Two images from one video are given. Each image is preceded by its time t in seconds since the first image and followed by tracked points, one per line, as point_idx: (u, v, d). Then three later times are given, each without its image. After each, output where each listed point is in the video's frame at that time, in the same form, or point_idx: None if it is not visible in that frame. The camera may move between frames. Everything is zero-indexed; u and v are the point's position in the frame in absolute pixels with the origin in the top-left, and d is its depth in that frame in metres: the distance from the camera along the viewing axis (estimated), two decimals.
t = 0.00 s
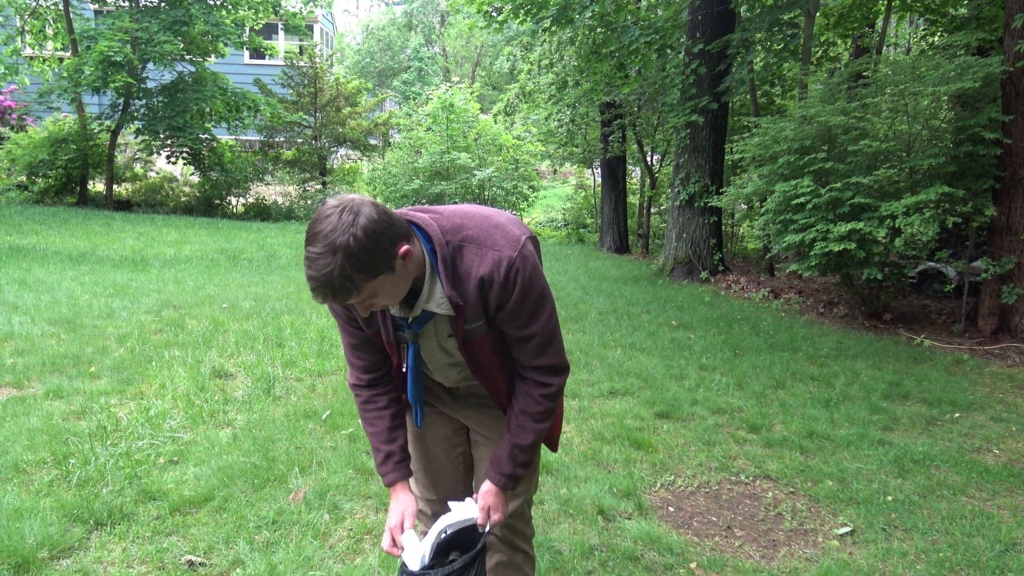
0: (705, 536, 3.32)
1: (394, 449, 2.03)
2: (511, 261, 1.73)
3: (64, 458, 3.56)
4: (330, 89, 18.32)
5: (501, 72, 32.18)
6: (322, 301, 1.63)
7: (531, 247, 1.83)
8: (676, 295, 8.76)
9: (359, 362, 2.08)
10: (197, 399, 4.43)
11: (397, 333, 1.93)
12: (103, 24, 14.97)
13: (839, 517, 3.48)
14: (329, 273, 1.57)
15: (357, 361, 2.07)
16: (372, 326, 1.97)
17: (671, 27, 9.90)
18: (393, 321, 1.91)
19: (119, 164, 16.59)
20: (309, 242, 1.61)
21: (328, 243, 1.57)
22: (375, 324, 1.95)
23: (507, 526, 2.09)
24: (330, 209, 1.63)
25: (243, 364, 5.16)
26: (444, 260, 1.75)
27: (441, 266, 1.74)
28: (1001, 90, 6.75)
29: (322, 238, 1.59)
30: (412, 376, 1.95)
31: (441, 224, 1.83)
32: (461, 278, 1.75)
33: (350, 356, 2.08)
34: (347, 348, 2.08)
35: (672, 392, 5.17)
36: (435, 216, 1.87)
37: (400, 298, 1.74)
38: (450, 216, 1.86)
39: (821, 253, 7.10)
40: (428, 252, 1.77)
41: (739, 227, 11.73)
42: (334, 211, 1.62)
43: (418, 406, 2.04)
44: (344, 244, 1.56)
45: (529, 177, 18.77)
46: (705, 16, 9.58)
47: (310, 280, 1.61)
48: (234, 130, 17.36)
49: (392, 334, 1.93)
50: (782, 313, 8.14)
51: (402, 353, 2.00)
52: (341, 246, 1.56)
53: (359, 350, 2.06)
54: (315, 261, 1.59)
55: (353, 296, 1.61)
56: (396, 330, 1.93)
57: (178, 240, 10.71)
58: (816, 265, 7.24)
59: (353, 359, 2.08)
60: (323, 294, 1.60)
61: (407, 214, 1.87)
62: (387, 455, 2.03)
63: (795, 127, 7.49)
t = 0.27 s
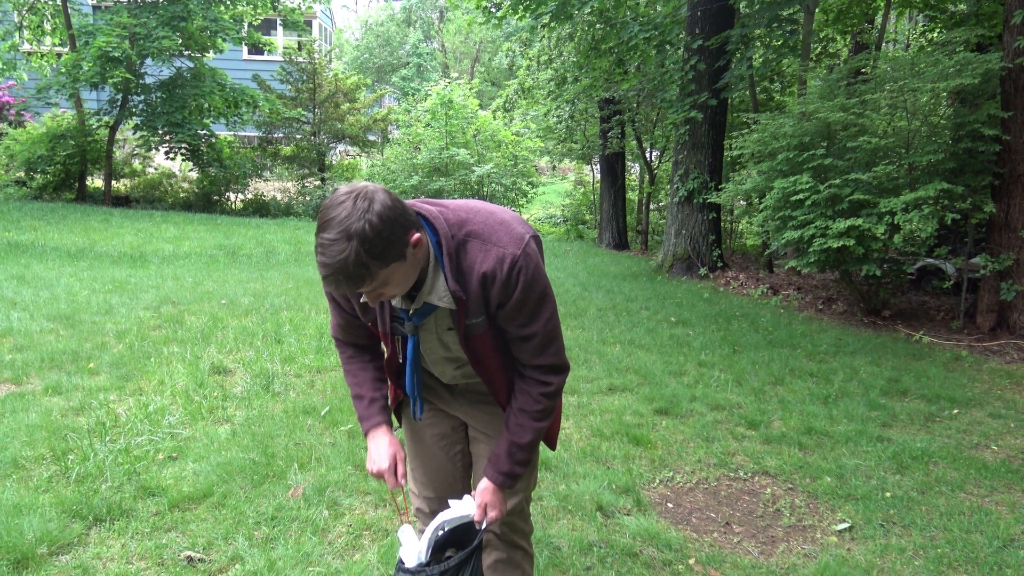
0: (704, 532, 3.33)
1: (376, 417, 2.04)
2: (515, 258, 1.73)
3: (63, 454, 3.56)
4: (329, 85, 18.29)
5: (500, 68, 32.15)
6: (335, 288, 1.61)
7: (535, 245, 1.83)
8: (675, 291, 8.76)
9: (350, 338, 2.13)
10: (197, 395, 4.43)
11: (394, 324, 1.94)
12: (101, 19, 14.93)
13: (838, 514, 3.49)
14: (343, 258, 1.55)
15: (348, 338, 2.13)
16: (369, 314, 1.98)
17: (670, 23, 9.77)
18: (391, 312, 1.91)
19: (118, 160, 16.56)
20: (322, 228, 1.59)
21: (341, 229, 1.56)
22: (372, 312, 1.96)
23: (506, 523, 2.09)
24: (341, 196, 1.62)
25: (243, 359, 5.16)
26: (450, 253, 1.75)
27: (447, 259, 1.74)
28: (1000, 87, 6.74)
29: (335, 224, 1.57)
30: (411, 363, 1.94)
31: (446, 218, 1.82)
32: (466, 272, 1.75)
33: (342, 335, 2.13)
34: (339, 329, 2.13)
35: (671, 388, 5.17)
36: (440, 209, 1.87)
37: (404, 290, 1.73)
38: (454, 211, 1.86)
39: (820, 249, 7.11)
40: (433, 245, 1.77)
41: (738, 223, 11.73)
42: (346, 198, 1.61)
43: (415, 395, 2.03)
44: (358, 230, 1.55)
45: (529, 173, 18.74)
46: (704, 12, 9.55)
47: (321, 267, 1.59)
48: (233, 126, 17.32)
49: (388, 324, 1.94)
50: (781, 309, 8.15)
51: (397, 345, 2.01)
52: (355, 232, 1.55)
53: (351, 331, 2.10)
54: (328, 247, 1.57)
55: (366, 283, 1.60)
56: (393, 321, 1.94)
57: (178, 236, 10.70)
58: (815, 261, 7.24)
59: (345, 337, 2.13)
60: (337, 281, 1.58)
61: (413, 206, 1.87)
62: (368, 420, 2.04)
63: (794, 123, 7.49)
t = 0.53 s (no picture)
0: (705, 529, 3.33)
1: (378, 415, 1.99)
2: (519, 253, 1.73)
3: (65, 451, 3.57)
4: (330, 82, 18.29)
5: (501, 65, 32.13)
6: (349, 277, 1.59)
7: (537, 241, 1.83)
8: (676, 288, 8.75)
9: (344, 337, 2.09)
10: (198, 392, 4.44)
11: (395, 319, 1.93)
12: (102, 16, 14.90)
13: (839, 510, 3.49)
14: (359, 246, 1.54)
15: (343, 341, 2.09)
16: (370, 310, 1.96)
17: (671, 20, 9.72)
18: (392, 307, 1.90)
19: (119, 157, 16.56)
20: (334, 217, 1.58)
21: (354, 217, 1.55)
22: (372, 307, 1.95)
23: (505, 519, 2.09)
24: (352, 186, 1.62)
25: (244, 356, 5.17)
26: (455, 246, 1.75)
27: (453, 252, 1.73)
28: (1002, 83, 6.74)
29: (348, 213, 1.56)
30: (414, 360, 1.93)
31: (450, 212, 1.82)
32: (471, 266, 1.74)
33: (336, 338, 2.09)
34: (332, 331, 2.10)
35: (672, 385, 5.17)
36: (444, 204, 1.86)
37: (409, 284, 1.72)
38: (458, 206, 1.86)
39: (821, 246, 7.09)
40: (438, 239, 1.77)
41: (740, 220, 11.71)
42: (358, 187, 1.60)
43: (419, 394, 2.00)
44: (372, 218, 1.55)
45: (530, 170, 18.72)
46: (706, 8, 9.52)
47: (334, 256, 1.58)
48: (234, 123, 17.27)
49: (389, 318, 1.93)
50: (782, 306, 8.14)
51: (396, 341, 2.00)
52: (369, 220, 1.54)
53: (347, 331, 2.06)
54: (342, 236, 1.56)
55: (381, 271, 1.58)
56: (393, 317, 1.93)
57: (179, 232, 10.70)
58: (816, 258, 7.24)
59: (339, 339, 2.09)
60: (352, 269, 1.56)
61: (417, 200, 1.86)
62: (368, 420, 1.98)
63: (795, 120, 7.47)
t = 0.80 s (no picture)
0: (705, 528, 3.33)
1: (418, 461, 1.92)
2: (521, 254, 1.74)
3: (64, 450, 3.57)
4: (330, 81, 18.28)
5: (501, 64, 32.16)
6: (353, 293, 1.56)
7: (537, 242, 1.84)
8: (676, 287, 8.75)
9: (368, 373, 2.00)
10: (198, 391, 4.44)
11: (408, 333, 1.90)
12: (102, 15, 14.89)
13: (838, 510, 3.49)
14: (364, 261, 1.51)
15: (366, 372, 2.00)
16: (384, 328, 1.91)
17: (671, 19, 9.70)
18: (403, 321, 1.86)
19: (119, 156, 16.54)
20: (336, 234, 1.55)
21: (357, 233, 1.52)
22: (387, 327, 1.90)
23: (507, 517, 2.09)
24: (351, 202, 1.59)
25: (244, 356, 5.17)
26: (458, 254, 1.74)
27: (456, 260, 1.72)
28: (1002, 82, 6.72)
29: (351, 229, 1.54)
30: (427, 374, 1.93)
31: (448, 222, 1.81)
32: (474, 272, 1.74)
33: (359, 366, 2.00)
34: (356, 360, 2.00)
35: (672, 384, 5.18)
36: (441, 213, 1.86)
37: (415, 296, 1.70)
38: (455, 215, 1.86)
39: (821, 245, 7.09)
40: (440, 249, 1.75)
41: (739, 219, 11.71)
42: (358, 203, 1.58)
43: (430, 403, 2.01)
44: (375, 233, 1.52)
45: (530, 169, 18.73)
46: (706, 7, 9.51)
47: (337, 273, 1.55)
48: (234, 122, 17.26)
49: (404, 334, 1.90)
50: (782, 305, 8.14)
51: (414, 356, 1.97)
52: (372, 235, 1.52)
53: (370, 358, 1.98)
54: (345, 252, 1.53)
55: (386, 286, 1.56)
56: (407, 331, 1.89)
57: (178, 232, 10.70)
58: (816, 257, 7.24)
59: (361, 369, 2.00)
60: (356, 285, 1.53)
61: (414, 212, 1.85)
62: (412, 469, 1.91)
63: (795, 119, 7.47)
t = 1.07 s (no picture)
0: (705, 528, 3.33)
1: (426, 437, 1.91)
2: (529, 253, 1.74)
3: (64, 450, 3.57)
4: (330, 81, 18.29)
5: (501, 64, 32.16)
6: (367, 297, 1.55)
7: (542, 240, 1.85)
8: (676, 287, 8.74)
9: (371, 369, 1.97)
10: (198, 391, 4.44)
11: (413, 332, 1.89)
12: (102, 15, 14.88)
13: (838, 509, 3.49)
14: (379, 266, 1.50)
15: (366, 371, 1.97)
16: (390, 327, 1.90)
17: (671, 18, 9.68)
18: (409, 321, 1.85)
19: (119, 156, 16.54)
20: (348, 238, 1.54)
21: (370, 237, 1.52)
22: (392, 326, 1.89)
23: (508, 515, 2.09)
24: (362, 205, 1.57)
25: (244, 356, 5.16)
26: (466, 254, 1.73)
27: (464, 260, 1.72)
28: (1003, 82, 6.71)
29: (362, 234, 1.52)
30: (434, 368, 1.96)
31: (455, 221, 1.81)
32: (482, 270, 1.73)
33: (360, 366, 1.98)
34: (356, 359, 1.98)
35: (672, 384, 5.17)
36: (447, 212, 1.85)
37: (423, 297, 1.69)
38: (462, 213, 1.85)
39: (822, 245, 7.08)
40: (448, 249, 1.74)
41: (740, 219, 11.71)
42: (369, 206, 1.56)
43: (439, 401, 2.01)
44: (388, 237, 1.51)
45: (530, 169, 18.73)
46: (706, 7, 9.51)
47: (350, 277, 1.54)
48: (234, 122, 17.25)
49: (407, 332, 1.89)
50: (782, 305, 8.14)
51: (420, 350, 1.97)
52: (385, 239, 1.51)
53: (373, 356, 1.96)
54: (357, 258, 1.52)
55: (399, 288, 1.55)
56: (411, 330, 1.88)
57: (179, 231, 10.70)
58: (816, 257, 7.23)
59: (362, 368, 1.98)
60: (370, 290, 1.53)
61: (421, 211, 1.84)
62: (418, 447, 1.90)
63: (795, 119, 7.46)
